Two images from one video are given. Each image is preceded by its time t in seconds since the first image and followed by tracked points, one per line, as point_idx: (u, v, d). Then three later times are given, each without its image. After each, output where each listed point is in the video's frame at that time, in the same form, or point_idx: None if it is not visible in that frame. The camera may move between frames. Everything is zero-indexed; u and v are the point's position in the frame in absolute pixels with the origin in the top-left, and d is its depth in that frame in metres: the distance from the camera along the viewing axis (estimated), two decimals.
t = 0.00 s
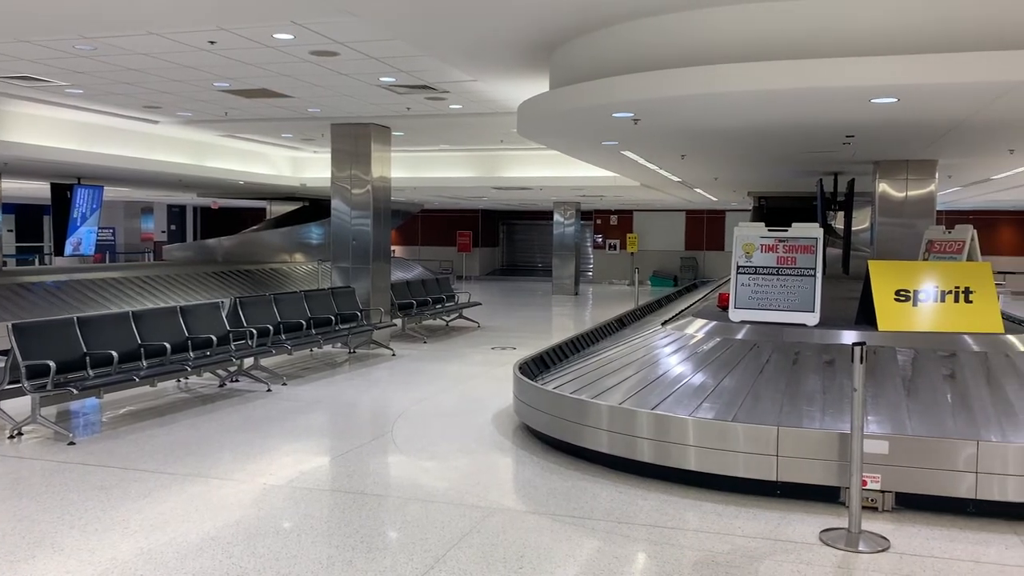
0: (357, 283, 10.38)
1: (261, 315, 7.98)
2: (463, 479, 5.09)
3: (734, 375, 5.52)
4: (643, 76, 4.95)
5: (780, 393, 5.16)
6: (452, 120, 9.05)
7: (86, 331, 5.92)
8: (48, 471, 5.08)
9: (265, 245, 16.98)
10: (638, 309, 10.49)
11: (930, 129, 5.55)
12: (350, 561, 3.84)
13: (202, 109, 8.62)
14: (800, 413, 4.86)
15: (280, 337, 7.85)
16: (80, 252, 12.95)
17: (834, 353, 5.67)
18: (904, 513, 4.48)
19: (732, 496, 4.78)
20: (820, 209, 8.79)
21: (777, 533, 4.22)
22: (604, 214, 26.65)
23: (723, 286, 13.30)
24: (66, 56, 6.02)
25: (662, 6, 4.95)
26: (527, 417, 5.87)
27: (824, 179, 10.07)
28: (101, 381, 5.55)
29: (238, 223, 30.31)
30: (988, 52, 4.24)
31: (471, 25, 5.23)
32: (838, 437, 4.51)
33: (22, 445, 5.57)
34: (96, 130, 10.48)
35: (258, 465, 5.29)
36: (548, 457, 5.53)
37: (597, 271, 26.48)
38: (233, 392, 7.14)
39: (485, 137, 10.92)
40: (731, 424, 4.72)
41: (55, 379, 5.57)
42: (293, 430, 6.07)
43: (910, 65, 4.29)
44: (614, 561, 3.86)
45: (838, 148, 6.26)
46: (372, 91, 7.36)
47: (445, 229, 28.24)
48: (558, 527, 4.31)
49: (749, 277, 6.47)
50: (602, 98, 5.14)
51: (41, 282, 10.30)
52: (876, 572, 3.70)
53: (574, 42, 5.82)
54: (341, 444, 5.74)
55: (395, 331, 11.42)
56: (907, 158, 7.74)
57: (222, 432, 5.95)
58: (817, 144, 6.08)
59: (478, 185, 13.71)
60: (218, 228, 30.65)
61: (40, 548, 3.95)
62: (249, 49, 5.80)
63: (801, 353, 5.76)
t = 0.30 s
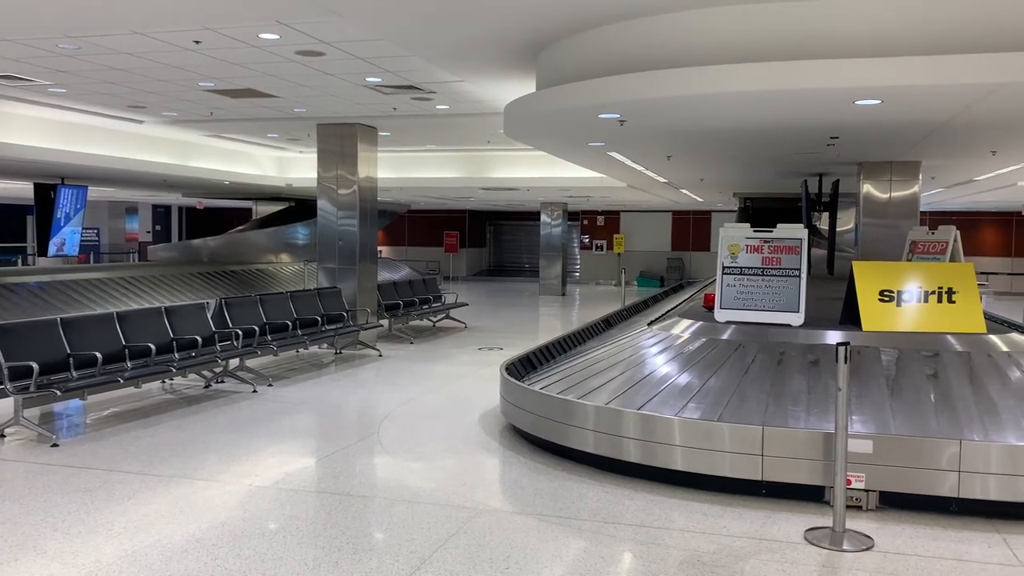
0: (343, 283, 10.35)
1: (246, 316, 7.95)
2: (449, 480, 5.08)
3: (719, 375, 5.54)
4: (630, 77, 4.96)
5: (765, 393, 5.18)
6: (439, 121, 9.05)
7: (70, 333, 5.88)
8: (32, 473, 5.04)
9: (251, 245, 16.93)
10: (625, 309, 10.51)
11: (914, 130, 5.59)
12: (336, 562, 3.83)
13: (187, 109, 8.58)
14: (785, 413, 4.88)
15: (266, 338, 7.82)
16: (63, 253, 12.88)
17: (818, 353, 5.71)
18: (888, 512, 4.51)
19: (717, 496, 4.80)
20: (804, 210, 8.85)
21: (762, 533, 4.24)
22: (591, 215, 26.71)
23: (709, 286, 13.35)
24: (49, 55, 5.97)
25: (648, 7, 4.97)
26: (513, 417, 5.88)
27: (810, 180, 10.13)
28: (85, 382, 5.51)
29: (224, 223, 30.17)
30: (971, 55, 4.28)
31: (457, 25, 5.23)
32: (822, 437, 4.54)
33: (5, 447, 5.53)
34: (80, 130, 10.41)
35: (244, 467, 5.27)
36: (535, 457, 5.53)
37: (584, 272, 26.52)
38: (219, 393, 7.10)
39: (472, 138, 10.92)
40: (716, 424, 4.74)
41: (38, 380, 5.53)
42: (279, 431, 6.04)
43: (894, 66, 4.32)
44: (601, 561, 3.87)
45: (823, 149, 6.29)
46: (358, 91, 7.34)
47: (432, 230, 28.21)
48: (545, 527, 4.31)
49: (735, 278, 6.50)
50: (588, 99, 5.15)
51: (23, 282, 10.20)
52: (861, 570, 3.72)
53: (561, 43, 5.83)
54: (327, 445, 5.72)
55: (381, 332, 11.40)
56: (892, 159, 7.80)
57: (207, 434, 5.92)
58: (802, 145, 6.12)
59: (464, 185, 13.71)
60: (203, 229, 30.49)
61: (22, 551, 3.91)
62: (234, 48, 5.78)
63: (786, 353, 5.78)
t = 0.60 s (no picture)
0: (329, 284, 10.31)
1: (231, 317, 7.90)
2: (436, 480, 5.07)
3: (705, 375, 5.56)
4: (617, 77, 4.97)
5: (751, 393, 5.21)
6: (425, 121, 9.04)
7: (53, 334, 5.83)
8: (15, 476, 5.00)
9: (237, 245, 16.86)
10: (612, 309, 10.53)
11: (898, 131, 5.63)
12: (321, 564, 3.82)
13: (172, 109, 8.54)
14: (770, 413, 4.90)
15: (251, 339, 7.78)
16: (46, 253, 12.91)
17: (803, 353, 5.73)
18: (873, 511, 4.54)
19: (703, 496, 4.81)
20: (790, 211, 8.88)
21: (747, 532, 4.25)
22: (578, 215, 26.77)
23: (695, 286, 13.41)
24: (32, 54, 5.92)
25: (634, 8, 4.98)
26: (500, 418, 5.88)
27: (795, 180, 10.18)
28: (68, 384, 5.48)
29: (210, 223, 30.04)
30: (955, 56, 4.31)
31: (444, 25, 5.22)
32: (807, 436, 4.56)
33: None
34: (64, 130, 10.34)
35: (229, 469, 5.24)
36: (521, 458, 5.53)
37: (571, 272, 26.56)
38: (204, 395, 7.06)
39: (459, 138, 10.91)
40: (702, 423, 4.76)
41: (20, 383, 5.48)
42: (264, 432, 6.02)
43: (879, 68, 4.35)
44: (587, 562, 3.87)
45: (807, 150, 6.32)
46: (345, 91, 7.32)
47: (419, 230, 28.19)
48: (532, 528, 4.31)
49: (720, 278, 6.53)
50: (575, 100, 5.16)
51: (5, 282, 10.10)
52: (845, 569, 3.74)
53: (547, 44, 5.83)
54: (313, 447, 5.70)
55: (368, 333, 11.37)
56: (876, 160, 7.85)
57: (191, 435, 5.89)
58: (787, 146, 6.15)
59: (451, 186, 13.70)
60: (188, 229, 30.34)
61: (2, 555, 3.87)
62: (219, 48, 5.75)
63: (772, 353, 5.81)
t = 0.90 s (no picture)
0: (315, 285, 10.28)
1: (216, 317, 7.86)
2: (422, 481, 5.07)
3: (691, 375, 5.58)
4: (602, 78, 4.98)
5: (736, 393, 5.23)
6: (412, 121, 9.03)
7: (36, 335, 5.79)
8: None
9: (223, 246, 16.79)
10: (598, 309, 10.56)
11: (881, 133, 5.68)
12: (308, 566, 3.81)
13: (157, 109, 8.49)
14: (755, 413, 4.93)
15: (237, 340, 7.75)
16: (30, 254, 12.82)
17: (788, 353, 5.76)
18: (856, 510, 4.57)
19: (689, 495, 4.83)
20: (775, 212, 8.94)
21: (733, 531, 4.27)
22: (565, 215, 26.83)
23: (681, 287, 13.46)
24: (14, 53, 5.87)
25: (619, 9, 4.99)
26: (487, 418, 5.88)
27: (780, 181, 10.24)
28: (51, 386, 5.44)
29: (194, 224, 29.88)
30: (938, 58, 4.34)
31: (429, 26, 5.22)
32: (792, 435, 4.58)
33: None
34: (47, 129, 10.26)
35: (215, 470, 5.21)
36: (508, 458, 5.53)
37: (558, 273, 26.59)
38: (189, 396, 7.03)
39: (445, 139, 10.90)
40: (688, 423, 4.78)
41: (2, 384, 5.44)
42: (250, 434, 5.99)
43: (862, 70, 4.38)
44: (574, 561, 3.88)
45: (791, 151, 6.36)
46: (331, 92, 7.31)
47: (406, 230, 28.15)
48: (519, 528, 4.31)
49: (706, 279, 6.56)
50: (560, 101, 5.17)
51: None
52: (829, 568, 3.76)
53: (534, 44, 5.84)
54: (299, 448, 5.68)
55: (354, 334, 11.35)
56: (860, 161, 7.90)
57: (177, 437, 5.86)
58: (772, 147, 6.20)
59: (438, 186, 13.69)
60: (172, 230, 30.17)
61: None
62: (205, 48, 5.72)
63: (757, 352, 5.83)
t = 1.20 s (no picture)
0: (300, 285, 10.24)
1: (200, 318, 7.82)
2: (407, 482, 5.07)
3: (675, 375, 5.60)
4: (586, 79, 4.99)
5: (720, 392, 5.25)
6: (397, 121, 9.03)
7: (17, 336, 5.75)
8: None
9: (207, 246, 16.72)
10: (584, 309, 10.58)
11: (864, 133, 5.72)
12: (291, 567, 3.80)
13: (140, 108, 8.45)
14: (739, 412, 4.96)
15: (221, 341, 7.72)
16: (10, 254, 12.75)
17: (772, 353, 5.78)
18: (840, 508, 4.60)
19: (674, 495, 4.85)
20: (759, 212, 8.99)
21: (717, 530, 4.29)
22: (551, 216, 26.87)
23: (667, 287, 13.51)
24: None
25: (603, 9, 5.01)
26: (472, 418, 5.88)
27: (764, 181, 10.30)
28: (32, 386, 5.40)
29: (178, 224, 29.72)
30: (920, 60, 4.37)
31: (414, 26, 5.22)
32: (776, 434, 4.60)
33: None
34: (29, 129, 10.18)
35: (199, 471, 5.19)
36: (494, 458, 5.54)
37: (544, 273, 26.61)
38: (173, 397, 7.00)
39: (431, 139, 10.90)
40: (673, 423, 4.79)
41: None
42: (234, 435, 5.97)
43: (844, 71, 4.41)
44: (559, 561, 3.88)
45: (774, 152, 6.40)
46: (315, 92, 7.29)
47: (392, 231, 28.11)
48: (504, 528, 4.31)
49: (691, 279, 6.59)
50: (545, 101, 5.18)
51: None
52: (812, 566, 3.78)
53: (519, 45, 5.84)
54: (283, 449, 5.66)
55: (340, 334, 11.33)
56: (844, 161, 7.99)
57: (160, 438, 5.83)
58: (756, 148, 6.23)
59: (423, 186, 13.68)
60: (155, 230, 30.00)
61: None
62: (188, 47, 5.70)
63: (741, 352, 5.86)
